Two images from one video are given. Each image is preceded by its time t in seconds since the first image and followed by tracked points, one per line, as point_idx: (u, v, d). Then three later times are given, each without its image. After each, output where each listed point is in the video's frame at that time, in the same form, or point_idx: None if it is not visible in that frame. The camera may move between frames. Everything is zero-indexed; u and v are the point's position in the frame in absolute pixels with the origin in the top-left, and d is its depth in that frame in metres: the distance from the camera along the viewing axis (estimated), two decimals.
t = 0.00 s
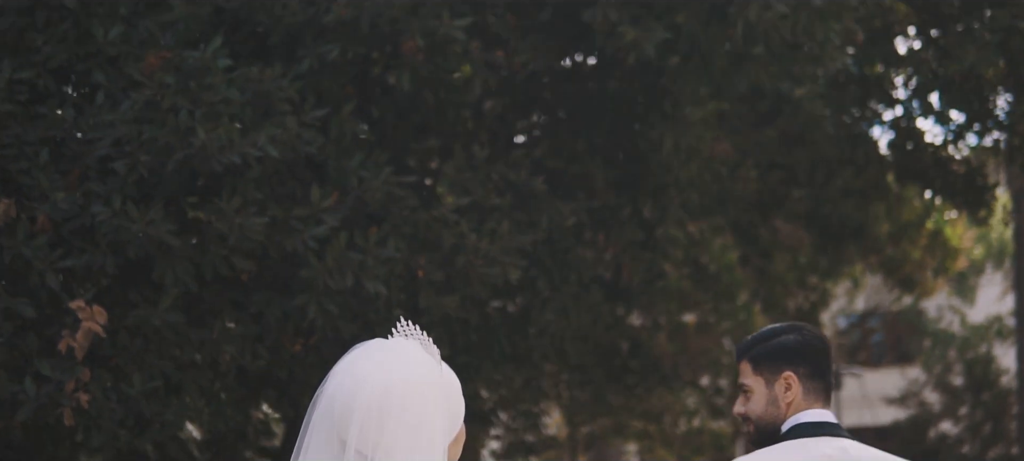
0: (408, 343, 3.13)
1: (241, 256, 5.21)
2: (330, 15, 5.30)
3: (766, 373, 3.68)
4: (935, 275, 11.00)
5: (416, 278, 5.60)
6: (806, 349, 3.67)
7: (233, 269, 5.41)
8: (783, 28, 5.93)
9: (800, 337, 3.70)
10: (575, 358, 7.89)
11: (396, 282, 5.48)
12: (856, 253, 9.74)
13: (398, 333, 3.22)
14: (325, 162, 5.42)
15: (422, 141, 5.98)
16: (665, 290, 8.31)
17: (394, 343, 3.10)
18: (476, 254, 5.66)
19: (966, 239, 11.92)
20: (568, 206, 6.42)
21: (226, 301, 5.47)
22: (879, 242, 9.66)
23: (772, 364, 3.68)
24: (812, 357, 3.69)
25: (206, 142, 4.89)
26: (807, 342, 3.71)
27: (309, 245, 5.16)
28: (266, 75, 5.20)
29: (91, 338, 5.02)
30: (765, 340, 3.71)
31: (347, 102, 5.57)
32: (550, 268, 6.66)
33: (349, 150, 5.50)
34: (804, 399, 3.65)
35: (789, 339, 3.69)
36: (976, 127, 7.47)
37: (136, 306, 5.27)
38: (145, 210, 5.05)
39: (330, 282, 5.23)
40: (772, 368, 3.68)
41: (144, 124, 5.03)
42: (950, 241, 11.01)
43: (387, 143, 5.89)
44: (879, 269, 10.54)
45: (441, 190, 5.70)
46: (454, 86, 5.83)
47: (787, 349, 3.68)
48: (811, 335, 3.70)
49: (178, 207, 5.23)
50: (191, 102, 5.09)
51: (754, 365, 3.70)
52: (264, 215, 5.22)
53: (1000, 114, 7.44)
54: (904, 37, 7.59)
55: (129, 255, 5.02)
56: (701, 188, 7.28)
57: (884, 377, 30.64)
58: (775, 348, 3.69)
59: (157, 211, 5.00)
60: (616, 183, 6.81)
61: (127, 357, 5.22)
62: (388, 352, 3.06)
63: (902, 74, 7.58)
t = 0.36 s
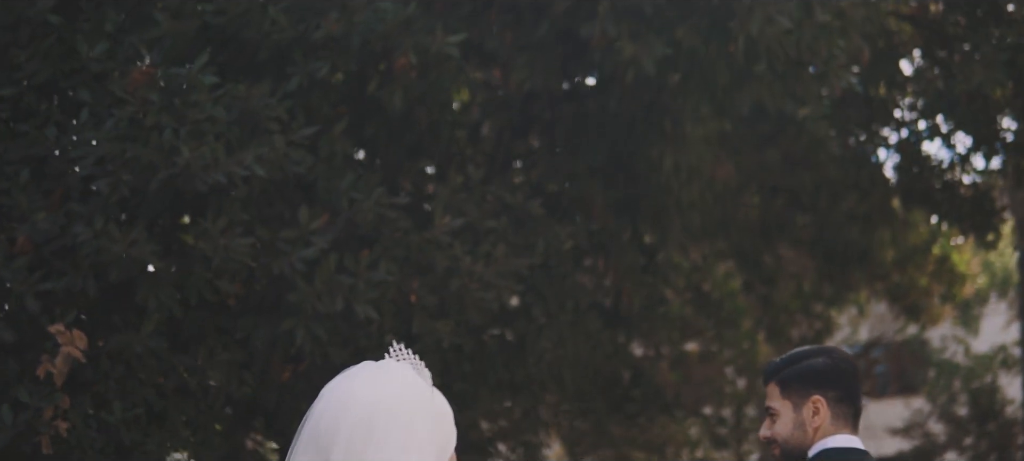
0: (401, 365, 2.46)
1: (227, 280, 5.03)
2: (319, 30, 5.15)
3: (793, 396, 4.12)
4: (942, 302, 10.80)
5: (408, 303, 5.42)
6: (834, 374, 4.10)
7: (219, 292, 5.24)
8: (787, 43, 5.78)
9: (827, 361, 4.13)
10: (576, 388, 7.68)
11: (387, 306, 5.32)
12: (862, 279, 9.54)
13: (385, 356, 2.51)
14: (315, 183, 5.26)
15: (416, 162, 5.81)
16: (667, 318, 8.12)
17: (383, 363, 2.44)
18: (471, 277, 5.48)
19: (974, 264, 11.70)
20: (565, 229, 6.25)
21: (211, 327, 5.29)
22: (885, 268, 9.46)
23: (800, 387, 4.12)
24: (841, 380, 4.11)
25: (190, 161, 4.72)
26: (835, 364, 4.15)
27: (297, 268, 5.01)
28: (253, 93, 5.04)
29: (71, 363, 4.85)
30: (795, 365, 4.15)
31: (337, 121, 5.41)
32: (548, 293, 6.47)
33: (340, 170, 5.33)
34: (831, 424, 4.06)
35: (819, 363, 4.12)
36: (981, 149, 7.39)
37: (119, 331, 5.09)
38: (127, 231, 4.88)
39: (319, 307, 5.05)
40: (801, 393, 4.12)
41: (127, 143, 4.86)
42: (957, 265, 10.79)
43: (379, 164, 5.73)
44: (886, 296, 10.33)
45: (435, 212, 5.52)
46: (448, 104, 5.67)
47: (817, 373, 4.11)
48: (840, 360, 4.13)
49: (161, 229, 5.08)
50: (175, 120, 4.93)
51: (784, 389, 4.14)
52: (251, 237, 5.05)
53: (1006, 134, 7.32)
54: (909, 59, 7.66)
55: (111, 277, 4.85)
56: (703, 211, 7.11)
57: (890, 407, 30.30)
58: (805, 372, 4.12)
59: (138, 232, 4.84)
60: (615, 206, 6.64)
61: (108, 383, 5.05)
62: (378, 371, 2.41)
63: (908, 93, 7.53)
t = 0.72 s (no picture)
0: (393, 404, 2.79)
1: (210, 309, 4.87)
2: (306, 53, 5.01)
3: (814, 428, 4.18)
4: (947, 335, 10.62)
5: (398, 334, 5.23)
6: (853, 403, 4.15)
7: (202, 323, 5.09)
8: (787, 64, 5.66)
9: (849, 390, 4.19)
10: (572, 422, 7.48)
11: (376, 337, 5.15)
12: (866, 310, 9.35)
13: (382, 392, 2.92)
14: (303, 210, 5.10)
15: (408, 189, 5.65)
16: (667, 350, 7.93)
17: (378, 402, 2.76)
18: (463, 308, 5.30)
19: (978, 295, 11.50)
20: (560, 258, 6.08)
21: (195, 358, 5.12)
22: (889, 299, 9.27)
23: (821, 418, 4.18)
24: (860, 410, 4.16)
25: (172, 186, 4.57)
26: (854, 394, 4.19)
27: (284, 297, 4.81)
28: (238, 117, 4.90)
29: (47, 395, 4.68)
30: (816, 393, 4.21)
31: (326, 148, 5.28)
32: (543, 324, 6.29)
33: (328, 197, 5.17)
34: (853, 453, 4.14)
35: (839, 393, 4.17)
36: (989, 177, 7.32)
37: (97, 362, 4.90)
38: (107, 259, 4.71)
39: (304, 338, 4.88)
40: (823, 423, 4.17)
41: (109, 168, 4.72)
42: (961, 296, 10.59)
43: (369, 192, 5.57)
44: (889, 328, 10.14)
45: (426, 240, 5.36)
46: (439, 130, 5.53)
47: (836, 402, 4.16)
48: (860, 389, 4.18)
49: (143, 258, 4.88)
50: (158, 144, 4.79)
51: (803, 419, 4.21)
52: (235, 266, 4.89)
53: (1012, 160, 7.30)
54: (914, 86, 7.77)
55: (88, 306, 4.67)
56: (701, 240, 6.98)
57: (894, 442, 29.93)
58: (826, 400, 4.17)
59: (118, 259, 4.66)
60: (613, 236, 6.50)
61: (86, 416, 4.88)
62: (375, 415, 2.71)
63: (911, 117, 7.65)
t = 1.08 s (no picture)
0: (405, 449, 2.41)
1: (196, 338, 4.72)
2: (296, 73, 4.89)
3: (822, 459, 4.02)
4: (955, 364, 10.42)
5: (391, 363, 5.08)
6: (864, 435, 4.00)
7: (190, 352, 4.91)
8: (791, 85, 5.53)
9: (860, 422, 4.04)
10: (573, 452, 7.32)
11: (367, 366, 5.08)
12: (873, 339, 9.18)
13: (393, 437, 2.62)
14: (294, 235, 4.93)
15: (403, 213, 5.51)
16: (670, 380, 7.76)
17: (390, 448, 2.37)
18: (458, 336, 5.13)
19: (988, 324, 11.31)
20: (557, 287, 6.05)
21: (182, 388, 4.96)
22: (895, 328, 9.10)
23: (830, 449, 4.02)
24: (871, 442, 4.01)
25: (157, 210, 4.44)
26: (865, 427, 4.04)
27: (272, 326, 4.69)
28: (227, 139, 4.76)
29: (28, 425, 4.53)
30: (824, 424, 4.06)
31: (318, 171, 5.11)
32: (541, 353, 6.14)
33: (320, 222, 5.02)
34: None
35: (849, 425, 4.02)
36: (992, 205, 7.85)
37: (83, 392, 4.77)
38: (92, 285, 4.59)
39: (293, 367, 4.73)
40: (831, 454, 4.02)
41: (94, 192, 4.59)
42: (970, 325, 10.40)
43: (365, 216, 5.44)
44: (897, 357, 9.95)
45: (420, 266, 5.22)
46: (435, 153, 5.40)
47: (845, 433, 4.01)
48: (869, 420, 4.03)
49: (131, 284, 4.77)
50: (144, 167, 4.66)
51: (809, 451, 4.07)
52: (223, 293, 4.74)
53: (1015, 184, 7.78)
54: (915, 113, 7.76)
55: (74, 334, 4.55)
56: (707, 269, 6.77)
57: None
58: (834, 432, 4.02)
59: (103, 286, 4.53)
60: (614, 263, 6.38)
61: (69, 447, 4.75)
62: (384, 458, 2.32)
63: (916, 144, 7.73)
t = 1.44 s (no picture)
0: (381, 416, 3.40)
1: (184, 361, 4.57)
2: (289, 89, 4.78)
3: None
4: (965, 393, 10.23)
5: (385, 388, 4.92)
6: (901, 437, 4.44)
7: (177, 377, 4.75)
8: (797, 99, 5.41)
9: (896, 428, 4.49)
10: None
11: (360, 392, 4.93)
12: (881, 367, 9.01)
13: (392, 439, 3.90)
14: (286, 256, 4.77)
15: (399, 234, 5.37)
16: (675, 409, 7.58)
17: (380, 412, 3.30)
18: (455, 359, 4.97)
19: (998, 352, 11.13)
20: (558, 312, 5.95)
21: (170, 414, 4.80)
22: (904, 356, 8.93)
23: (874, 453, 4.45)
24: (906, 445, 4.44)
25: (144, 228, 4.29)
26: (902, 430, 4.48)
27: (261, 349, 4.48)
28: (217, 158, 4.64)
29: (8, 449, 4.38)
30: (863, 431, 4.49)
31: (311, 190, 4.95)
32: (542, 379, 5.97)
33: (313, 243, 4.85)
34: None
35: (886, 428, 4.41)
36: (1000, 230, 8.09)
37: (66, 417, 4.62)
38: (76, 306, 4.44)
39: (284, 391, 4.57)
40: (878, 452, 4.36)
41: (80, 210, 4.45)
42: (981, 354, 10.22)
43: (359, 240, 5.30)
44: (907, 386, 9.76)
45: (416, 288, 5.07)
46: (431, 173, 5.30)
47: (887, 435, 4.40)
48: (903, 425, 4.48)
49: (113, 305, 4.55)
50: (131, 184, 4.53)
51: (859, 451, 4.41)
52: (212, 316, 4.58)
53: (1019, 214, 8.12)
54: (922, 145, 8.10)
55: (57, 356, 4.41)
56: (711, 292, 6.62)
57: None
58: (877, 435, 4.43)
59: (88, 307, 4.39)
60: (616, 286, 6.22)
61: None
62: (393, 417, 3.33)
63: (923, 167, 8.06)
